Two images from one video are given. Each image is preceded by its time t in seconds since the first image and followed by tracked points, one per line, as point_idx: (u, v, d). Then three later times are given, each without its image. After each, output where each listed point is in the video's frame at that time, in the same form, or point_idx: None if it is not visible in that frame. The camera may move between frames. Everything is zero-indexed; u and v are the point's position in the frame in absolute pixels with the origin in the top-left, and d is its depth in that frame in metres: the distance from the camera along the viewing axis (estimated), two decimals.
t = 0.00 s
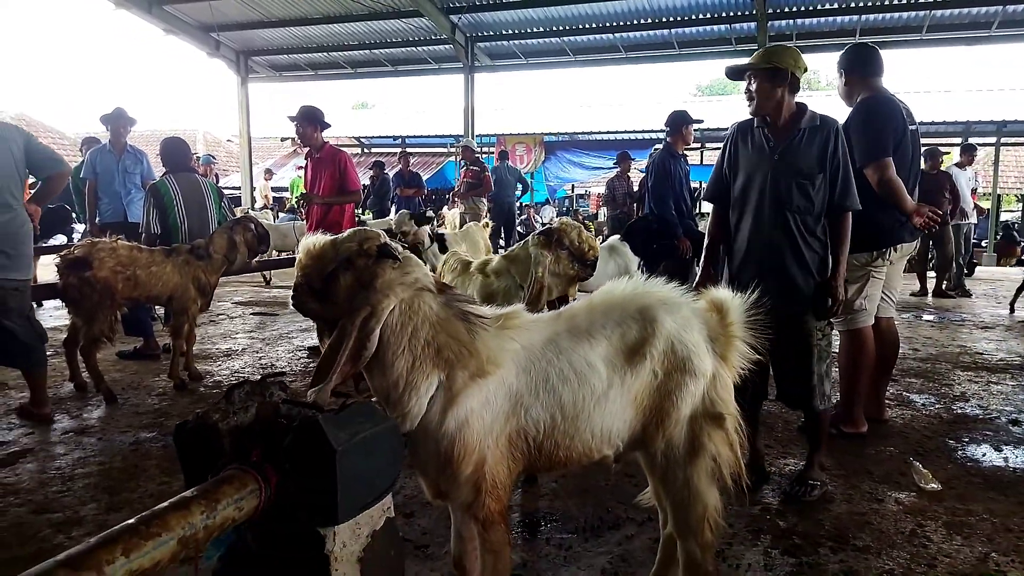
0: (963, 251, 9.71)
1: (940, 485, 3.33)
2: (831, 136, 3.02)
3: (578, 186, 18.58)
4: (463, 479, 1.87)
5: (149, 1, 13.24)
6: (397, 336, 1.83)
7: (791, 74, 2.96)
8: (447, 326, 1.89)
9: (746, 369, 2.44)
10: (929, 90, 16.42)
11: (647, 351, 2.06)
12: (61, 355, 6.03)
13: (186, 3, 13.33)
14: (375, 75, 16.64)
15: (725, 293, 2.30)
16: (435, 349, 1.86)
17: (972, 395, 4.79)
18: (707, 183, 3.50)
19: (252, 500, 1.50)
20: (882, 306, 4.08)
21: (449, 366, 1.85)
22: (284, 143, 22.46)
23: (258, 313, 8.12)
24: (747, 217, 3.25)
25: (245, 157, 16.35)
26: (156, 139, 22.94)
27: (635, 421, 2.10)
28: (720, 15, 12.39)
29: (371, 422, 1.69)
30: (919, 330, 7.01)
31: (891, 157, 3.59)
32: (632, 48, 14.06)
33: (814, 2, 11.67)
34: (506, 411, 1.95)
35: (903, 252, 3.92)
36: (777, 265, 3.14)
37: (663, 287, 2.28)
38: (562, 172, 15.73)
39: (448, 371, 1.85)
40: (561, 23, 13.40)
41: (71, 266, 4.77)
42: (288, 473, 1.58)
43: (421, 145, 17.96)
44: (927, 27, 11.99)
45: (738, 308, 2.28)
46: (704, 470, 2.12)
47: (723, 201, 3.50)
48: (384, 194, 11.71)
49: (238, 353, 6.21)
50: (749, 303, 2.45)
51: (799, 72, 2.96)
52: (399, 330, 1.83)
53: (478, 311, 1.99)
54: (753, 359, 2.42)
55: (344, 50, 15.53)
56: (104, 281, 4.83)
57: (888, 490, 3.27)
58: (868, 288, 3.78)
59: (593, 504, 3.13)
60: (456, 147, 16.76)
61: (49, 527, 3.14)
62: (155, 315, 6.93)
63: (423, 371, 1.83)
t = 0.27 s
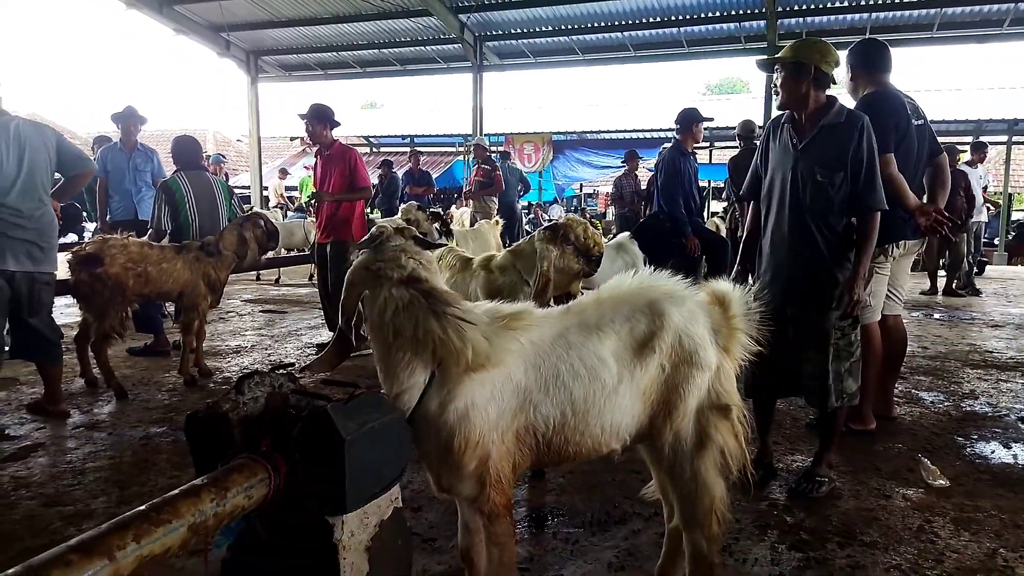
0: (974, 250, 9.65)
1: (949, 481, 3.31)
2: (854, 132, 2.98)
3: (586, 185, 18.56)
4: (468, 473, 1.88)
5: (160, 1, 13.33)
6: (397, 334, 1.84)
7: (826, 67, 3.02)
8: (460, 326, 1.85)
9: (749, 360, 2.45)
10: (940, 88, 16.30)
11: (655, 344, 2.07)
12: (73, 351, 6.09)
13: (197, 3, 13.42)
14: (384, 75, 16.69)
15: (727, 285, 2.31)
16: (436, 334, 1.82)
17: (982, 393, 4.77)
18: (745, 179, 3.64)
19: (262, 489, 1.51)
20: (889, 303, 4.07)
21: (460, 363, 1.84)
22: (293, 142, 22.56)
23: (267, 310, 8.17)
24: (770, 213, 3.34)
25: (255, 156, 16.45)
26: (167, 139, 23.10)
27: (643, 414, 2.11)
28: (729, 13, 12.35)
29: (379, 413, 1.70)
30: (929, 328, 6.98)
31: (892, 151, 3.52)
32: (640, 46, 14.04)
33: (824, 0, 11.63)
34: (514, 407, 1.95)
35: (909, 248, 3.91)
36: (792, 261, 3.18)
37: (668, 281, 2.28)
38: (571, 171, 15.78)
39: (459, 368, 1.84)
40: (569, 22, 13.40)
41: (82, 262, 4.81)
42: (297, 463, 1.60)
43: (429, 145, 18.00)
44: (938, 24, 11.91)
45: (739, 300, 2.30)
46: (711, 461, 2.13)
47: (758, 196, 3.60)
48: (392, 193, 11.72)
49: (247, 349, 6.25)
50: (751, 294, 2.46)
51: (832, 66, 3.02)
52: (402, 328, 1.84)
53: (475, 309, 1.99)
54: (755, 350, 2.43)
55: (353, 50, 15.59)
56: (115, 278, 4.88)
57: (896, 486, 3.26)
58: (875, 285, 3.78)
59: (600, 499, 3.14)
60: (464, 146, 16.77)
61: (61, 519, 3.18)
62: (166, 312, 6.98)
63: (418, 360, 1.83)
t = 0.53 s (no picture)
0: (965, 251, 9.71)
1: (940, 480, 3.33)
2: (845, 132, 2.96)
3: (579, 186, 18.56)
4: (451, 468, 1.88)
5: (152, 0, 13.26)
6: (376, 328, 1.97)
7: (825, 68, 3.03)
8: (434, 321, 1.92)
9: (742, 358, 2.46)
10: (931, 90, 16.40)
11: (647, 343, 2.07)
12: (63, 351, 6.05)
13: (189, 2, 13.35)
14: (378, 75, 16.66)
15: (718, 283, 2.31)
16: (405, 322, 1.92)
17: (972, 392, 4.80)
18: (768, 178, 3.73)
19: (254, 484, 1.50)
20: (881, 303, 4.07)
21: (441, 358, 1.89)
22: (285, 142, 22.46)
23: (259, 310, 8.13)
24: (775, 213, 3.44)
25: (247, 156, 16.39)
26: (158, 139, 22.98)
27: (635, 413, 2.10)
28: (722, 15, 12.39)
29: (372, 408, 1.70)
30: (920, 328, 7.01)
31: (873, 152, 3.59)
32: (634, 47, 14.07)
33: (816, 2, 11.68)
34: (502, 405, 1.95)
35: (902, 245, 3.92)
36: (788, 260, 3.27)
37: (660, 279, 2.28)
38: (563, 172, 15.67)
39: (442, 362, 1.88)
40: (562, 23, 13.41)
41: (73, 261, 4.78)
42: (290, 458, 1.59)
43: (423, 145, 17.97)
44: (929, 27, 11.99)
45: (730, 297, 2.30)
46: (704, 460, 2.13)
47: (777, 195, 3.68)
48: (386, 193, 11.68)
49: (239, 349, 6.21)
50: (744, 292, 2.46)
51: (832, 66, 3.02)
52: (380, 322, 1.96)
53: (450, 302, 2.03)
54: (747, 348, 2.44)
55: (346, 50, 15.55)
56: (106, 276, 4.85)
57: (888, 485, 3.27)
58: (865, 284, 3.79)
59: (593, 498, 3.14)
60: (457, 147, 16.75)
61: (50, 519, 3.14)
62: (157, 312, 6.94)
63: (390, 351, 1.93)
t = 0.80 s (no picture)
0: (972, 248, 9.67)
1: (946, 474, 3.32)
2: (840, 123, 2.99)
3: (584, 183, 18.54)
4: (448, 456, 1.89)
5: None
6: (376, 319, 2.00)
7: (831, 64, 3.12)
8: (430, 311, 1.95)
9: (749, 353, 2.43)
10: (937, 87, 16.32)
11: (648, 336, 2.06)
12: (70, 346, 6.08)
13: None
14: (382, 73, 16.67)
15: (724, 275, 2.28)
16: (400, 313, 1.95)
17: (978, 388, 4.79)
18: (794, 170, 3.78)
19: (259, 473, 1.50)
20: (887, 299, 3.99)
21: (436, 347, 1.90)
22: (291, 139, 22.50)
23: (264, 306, 8.15)
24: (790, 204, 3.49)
25: (252, 154, 16.43)
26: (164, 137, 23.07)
27: (635, 406, 2.09)
28: (727, 11, 12.35)
29: (375, 397, 1.70)
30: (927, 325, 6.98)
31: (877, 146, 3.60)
32: (639, 44, 14.04)
33: None
34: (496, 395, 1.95)
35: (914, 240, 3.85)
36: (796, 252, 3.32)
37: (665, 271, 2.26)
38: (569, 169, 15.79)
39: (436, 352, 1.89)
40: (567, 20, 13.39)
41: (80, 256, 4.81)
42: (294, 447, 1.59)
43: (428, 143, 17.98)
44: (935, 23, 11.92)
45: (737, 291, 2.27)
46: (706, 454, 2.12)
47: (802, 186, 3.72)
48: (391, 190, 11.69)
49: (244, 345, 6.23)
50: (751, 286, 2.43)
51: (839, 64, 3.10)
52: (379, 313, 1.99)
53: (448, 292, 2.05)
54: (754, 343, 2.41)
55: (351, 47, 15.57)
56: (114, 272, 4.89)
57: (894, 479, 3.26)
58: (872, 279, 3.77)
59: (598, 491, 3.14)
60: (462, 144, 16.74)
61: (57, 510, 3.16)
62: (163, 307, 6.96)
63: (387, 341, 1.97)
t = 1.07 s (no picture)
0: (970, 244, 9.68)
1: (945, 469, 3.31)
2: (831, 117, 3.00)
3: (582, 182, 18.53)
4: (441, 449, 1.89)
5: None
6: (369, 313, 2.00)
7: (833, 61, 3.13)
8: (423, 303, 1.95)
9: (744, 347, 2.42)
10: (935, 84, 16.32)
11: (641, 330, 2.05)
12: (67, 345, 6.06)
13: None
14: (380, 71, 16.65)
15: (719, 269, 2.27)
16: (393, 306, 1.96)
17: (977, 383, 4.78)
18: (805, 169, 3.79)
19: (254, 466, 1.49)
20: (887, 295, 3.93)
21: (429, 339, 1.89)
22: (288, 139, 22.46)
23: (262, 305, 8.13)
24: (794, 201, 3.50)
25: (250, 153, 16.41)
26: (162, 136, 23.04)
27: (629, 399, 2.08)
28: (725, 9, 12.35)
29: (370, 391, 1.69)
30: (925, 321, 6.98)
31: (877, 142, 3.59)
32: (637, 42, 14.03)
33: None
34: (489, 388, 1.94)
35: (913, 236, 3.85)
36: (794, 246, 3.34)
37: (658, 265, 2.26)
38: (567, 168, 15.80)
39: (429, 344, 1.88)
40: (565, 18, 13.38)
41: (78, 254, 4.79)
42: (289, 441, 1.58)
43: (426, 141, 17.95)
44: (933, 20, 11.92)
45: (732, 284, 2.26)
46: (700, 448, 2.12)
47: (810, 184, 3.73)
48: (389, 188, 11.67)
49: (242, 343, 6.22)
50: (745, 280, 2.43)
51: (841, 61, 3.11)
52: (372, 306, 2.00)
53: (440, 285, 2.05)
54: (749, 338, 2.40)
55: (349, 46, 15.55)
56: (112, 270, 4.87)
57: (892, 475, 3.26)
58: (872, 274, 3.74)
59: (596, 487, 3.13)
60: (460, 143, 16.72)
61: (53, 508, 3.15)
62: (160, 306, 6.95)
63: (380, 334, 1.97)
